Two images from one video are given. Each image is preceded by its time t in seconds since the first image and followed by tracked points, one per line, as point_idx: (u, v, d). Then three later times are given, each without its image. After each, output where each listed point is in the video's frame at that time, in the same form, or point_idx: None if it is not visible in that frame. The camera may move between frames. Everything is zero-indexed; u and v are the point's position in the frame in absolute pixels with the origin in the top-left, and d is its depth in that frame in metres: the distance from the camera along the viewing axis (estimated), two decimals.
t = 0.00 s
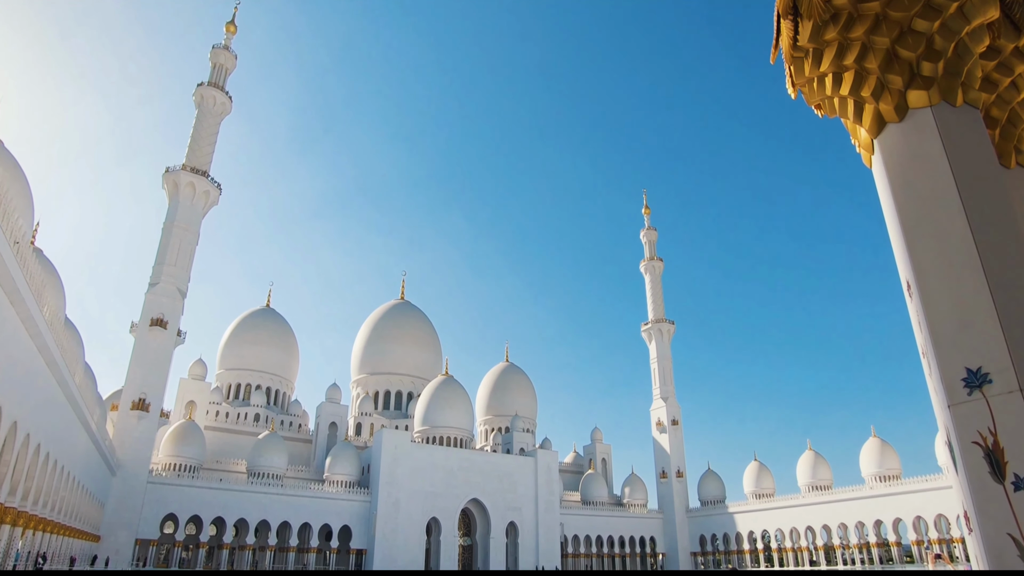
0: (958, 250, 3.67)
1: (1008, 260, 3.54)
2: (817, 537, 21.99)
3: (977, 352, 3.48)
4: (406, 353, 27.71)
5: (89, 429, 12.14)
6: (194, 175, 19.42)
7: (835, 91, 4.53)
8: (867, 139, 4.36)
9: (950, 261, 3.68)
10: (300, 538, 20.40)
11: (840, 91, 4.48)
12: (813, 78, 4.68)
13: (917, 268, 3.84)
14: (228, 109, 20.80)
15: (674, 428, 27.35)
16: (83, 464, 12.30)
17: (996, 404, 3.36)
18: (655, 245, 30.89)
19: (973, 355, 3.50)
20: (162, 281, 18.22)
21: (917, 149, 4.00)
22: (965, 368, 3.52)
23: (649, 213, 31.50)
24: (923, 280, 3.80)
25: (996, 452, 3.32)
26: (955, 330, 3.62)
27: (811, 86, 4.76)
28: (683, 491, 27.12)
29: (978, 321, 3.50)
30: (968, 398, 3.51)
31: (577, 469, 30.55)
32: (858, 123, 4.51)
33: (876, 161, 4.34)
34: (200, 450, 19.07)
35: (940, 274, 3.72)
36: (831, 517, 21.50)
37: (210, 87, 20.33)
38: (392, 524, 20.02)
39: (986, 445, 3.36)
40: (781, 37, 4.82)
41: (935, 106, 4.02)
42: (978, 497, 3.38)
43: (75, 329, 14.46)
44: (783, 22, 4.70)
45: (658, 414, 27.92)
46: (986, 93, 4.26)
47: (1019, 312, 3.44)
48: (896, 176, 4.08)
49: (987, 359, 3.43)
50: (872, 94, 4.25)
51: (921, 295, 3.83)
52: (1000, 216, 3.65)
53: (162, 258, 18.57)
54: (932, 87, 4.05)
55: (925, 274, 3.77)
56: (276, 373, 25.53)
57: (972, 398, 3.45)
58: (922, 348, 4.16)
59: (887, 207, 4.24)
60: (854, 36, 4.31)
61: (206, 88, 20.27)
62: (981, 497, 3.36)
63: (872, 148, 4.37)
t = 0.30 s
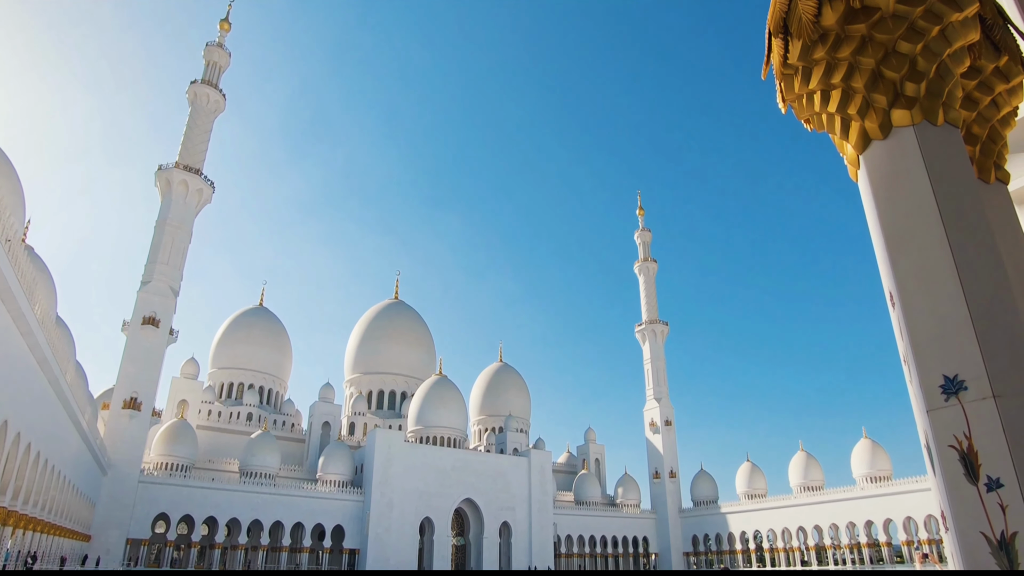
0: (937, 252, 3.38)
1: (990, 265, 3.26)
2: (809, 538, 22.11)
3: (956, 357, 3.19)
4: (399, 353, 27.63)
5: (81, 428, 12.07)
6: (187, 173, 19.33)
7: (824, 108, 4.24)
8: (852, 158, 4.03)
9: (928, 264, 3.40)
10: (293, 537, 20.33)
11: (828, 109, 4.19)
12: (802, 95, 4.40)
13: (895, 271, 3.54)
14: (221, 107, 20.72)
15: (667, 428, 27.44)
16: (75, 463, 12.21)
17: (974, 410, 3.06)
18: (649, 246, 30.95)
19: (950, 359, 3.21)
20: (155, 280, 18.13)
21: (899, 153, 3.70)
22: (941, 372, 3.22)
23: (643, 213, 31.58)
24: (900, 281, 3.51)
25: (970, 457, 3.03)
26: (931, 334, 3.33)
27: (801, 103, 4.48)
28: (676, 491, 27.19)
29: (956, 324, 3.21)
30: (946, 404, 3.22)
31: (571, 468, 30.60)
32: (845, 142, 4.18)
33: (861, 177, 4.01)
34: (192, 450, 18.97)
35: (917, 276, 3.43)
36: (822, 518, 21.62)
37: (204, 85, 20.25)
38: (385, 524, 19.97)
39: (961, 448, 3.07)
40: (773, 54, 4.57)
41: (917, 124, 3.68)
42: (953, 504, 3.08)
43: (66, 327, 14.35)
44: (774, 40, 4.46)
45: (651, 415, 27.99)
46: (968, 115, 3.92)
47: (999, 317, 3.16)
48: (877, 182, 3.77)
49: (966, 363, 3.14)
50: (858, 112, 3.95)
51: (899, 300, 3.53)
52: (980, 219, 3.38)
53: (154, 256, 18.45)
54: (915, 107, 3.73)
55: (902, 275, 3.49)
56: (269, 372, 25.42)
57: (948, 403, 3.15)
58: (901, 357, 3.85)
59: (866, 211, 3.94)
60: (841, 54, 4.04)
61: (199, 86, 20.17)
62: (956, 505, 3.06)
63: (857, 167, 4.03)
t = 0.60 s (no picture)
0: (921, 263, 3.39)
1: (972, 277, 3.27)
2: (801, 538, 22.20)
3: (938, 364, 3.19)
4: (393, 353, 27.58)
5: (73, 428, 11.99)
6: (181, 172, 19.23)
7: (813, 125, 4.21)
8: (840, 174, 4.02)
9: (912, 276, 3.41)
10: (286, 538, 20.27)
11: (817, 125, 4.17)
12: (793, 111, 4.35)
13: (881, 283, 3.54)
14: (215, 106, 20.62)
15: (661, 429, 27.50)
16: (66, 463, 12.12)
17: (955, 418, 3.06)
18: (643, 247, 31.00)
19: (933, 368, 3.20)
20: (147, 279, 18.03)
21: (886, 167, 3.70)
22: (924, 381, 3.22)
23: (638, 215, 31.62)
24: (885, 292, 3.51)
25: (950, 461, 3.03)
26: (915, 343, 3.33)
27: (792, 119, 4.44)
28: (669, 492, 27.25)
29: (938, 333, 3.22)
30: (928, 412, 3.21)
31: (564, 469, 30.63)
32: (834, 157, 4.16)
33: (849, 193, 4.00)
34: (185, 450, 18.89)
35: (901, 287, 3.43)
36: (814, 519, 21.72)
37: (198, 83, 20.16)
38: (379, 525, 19.93)
39: (942, 453, 3.07)
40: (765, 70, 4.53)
41: (902, 141, 3.69)
42: (934, 508, 3.07)
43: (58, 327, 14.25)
44: (766, 56, 4.42)
45: (645, 416, 28.05)
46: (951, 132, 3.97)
47: (980, 328, 3.17)
48: (865, 194, 3.77)
49: (948, 372, 3.14)
50: (846, 129, 3.94)
51: (884, 310, 3.53)
52: (962, 232, 3.39)
53: (147, 255, 18.35)
54: (902, 125, 3.73)
55: (887, 288, 3.49)
56: (262, 372, 25.33)
57: (930, 411, 3.15)
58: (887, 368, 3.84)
59: (854, 224, 3.93)
60: (831, 73, 4.02)
61: (193, 84, 20.08)
62: (937, 508, 3.05)
63: (845, 183, 4.02)
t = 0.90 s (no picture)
0: (905, 273, 3.44)
1: (954, 288, 3.34)
2: (794, 539, 22.28)
3: (922, 373, 3.24)
4: (387, 353, 27.54)
5: (64, 428, 11.91)
6: (174, 171, 19.14)
7: (805, 141, 4.23)
8: (830, 189, 4.05)
9: (896, 286, 3.45)
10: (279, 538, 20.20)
11: (808, 141, 4.18)
12: (784, 127, 4.37)
13: (867, 293, 3.59)
14: (209, 105, 20.55)
15: (655, 430, 27.56)
16: (57, 463, 12.04)
17: (938, 426, 3.12)
18: (638, 248, 31.08)
19: (917, 377, 3.26)
20: (140, 278, 17.93)
21: (873, 181, 3.74)
22: (908, 390, 3.27)
23: (632, 216, 31.70)
24: (871, 304, 3.56)
25: (933, 468, 3.09)
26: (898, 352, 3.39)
27: (784, 133, 4.44)
28: (663, 492, 27.31)
29: (921, 343, 3.28)
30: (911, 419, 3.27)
31: (558, 470, 30.65)
32: (823, 173, 4.19)
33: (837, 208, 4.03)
34: (177, 450, 18.79)
35: (886, 297, 3.48)
36: (807, 519, 21.81)
37: (192, 82, 20.09)
38: (373, 525, 19.89)
39: (925, 460, 3.13)
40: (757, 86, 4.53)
41: (889, 158, 3.73)
42: (917, 511, 3.15)
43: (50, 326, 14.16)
44: (759, 73, 4.41)
45: (639, 417, 28.12)
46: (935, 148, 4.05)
47: (962, 337, 3.23)
48: (853, 208, 3.81)
49: (930, 381, 3.20)
50: (835, 145, 3.97)
51: (870, 319, 3.58)
52: (946, 245, 3.45)
53: (140, 254, 18.26)
54: (888, 143, 3.78)
55: (872, 297, 3.54)
56: (256, 372, 25.23)
57: (914, 419, 3.21)
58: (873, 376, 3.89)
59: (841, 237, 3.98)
60: (822, 91, 4.04)
61: (187, 83, 20.00)
62: (919, 512, 3.12)
63: (833, 198, 4.05)
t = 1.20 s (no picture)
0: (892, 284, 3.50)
1: (939, 299, 3.38)
2: (786, 539, 22.40)
3: (907, 381, 3.30)
4: (381, 353, 27.50)
5: (55, 427, 11.82)
6: (167, 169, 19.04)
7: (796, 155, 4.26)
8: (821, 203, 4.08)
9: (883, 297, 3.51)
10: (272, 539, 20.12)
11: (800, 155, 4.21)
12: (776, 141, 4.40)
13: (855, 302, 3.64)
14: (203, 103, 20.46)
15: (648, 430, 27.63)
16: (48, 464, 11.94)
17: (923, 432, 3.19)
18: (632, 248, 31.16)
19: (903, 386, 3.32)
20: (132, 277, 17.83)
21: (861, 193, 3.79)
22: (895, 397, 3.33)
23: (626, 216, 31.77)
24: (859, 314, 3.61)
25: (918, 473, 3.16)
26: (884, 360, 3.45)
27: (777, 146, 4.46)
28: (656, 493, 27.38)
29: (907, 351, 3.34)
30: (898, 426, 3.33)
31: (552, 471, 30.68)
32: (814, 186, 4.21)
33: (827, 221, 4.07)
34: (170, 450, 18.71)
35: (876, 307, 3.53)
36: (799, 520, 21.93)
37: (185, 80, 20.00)
38: (366, 526, 19.85)
39: (910, 465, 3.19)
40: (751, 101, 4.56)
41: (878, 174, 3.78)
42: (902, 515, 3.21)
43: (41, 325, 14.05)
44: (752, 88, 4.44)
45: (633, 417, 28.18)
46: (923, 162, 4.09)
47: (947, 346, 3.28)
48: (845, 222, 3.84)
49: (916, 389, 3.26)
50: (826, 160, 4.00)
51: (857, 328, 3.63)
52: (932, 257, 3.50)
53: (133, 253, 18.15)
54: (877, 158, 3.82)
55: (859, 307, 3.60)
56: (249, 372, 25.14)
57: (899, 426, 3.27)
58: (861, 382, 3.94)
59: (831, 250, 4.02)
60: (813, 107, 4.07)
61: (181, 81, 19.91)
62: (904, 515, 3.18)
63: (824, 211, 4.09)
